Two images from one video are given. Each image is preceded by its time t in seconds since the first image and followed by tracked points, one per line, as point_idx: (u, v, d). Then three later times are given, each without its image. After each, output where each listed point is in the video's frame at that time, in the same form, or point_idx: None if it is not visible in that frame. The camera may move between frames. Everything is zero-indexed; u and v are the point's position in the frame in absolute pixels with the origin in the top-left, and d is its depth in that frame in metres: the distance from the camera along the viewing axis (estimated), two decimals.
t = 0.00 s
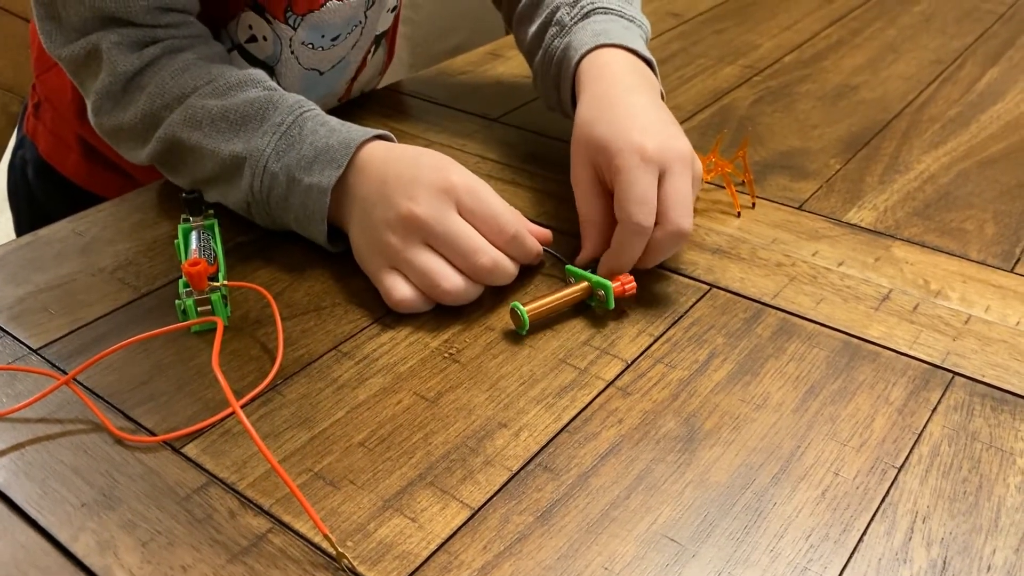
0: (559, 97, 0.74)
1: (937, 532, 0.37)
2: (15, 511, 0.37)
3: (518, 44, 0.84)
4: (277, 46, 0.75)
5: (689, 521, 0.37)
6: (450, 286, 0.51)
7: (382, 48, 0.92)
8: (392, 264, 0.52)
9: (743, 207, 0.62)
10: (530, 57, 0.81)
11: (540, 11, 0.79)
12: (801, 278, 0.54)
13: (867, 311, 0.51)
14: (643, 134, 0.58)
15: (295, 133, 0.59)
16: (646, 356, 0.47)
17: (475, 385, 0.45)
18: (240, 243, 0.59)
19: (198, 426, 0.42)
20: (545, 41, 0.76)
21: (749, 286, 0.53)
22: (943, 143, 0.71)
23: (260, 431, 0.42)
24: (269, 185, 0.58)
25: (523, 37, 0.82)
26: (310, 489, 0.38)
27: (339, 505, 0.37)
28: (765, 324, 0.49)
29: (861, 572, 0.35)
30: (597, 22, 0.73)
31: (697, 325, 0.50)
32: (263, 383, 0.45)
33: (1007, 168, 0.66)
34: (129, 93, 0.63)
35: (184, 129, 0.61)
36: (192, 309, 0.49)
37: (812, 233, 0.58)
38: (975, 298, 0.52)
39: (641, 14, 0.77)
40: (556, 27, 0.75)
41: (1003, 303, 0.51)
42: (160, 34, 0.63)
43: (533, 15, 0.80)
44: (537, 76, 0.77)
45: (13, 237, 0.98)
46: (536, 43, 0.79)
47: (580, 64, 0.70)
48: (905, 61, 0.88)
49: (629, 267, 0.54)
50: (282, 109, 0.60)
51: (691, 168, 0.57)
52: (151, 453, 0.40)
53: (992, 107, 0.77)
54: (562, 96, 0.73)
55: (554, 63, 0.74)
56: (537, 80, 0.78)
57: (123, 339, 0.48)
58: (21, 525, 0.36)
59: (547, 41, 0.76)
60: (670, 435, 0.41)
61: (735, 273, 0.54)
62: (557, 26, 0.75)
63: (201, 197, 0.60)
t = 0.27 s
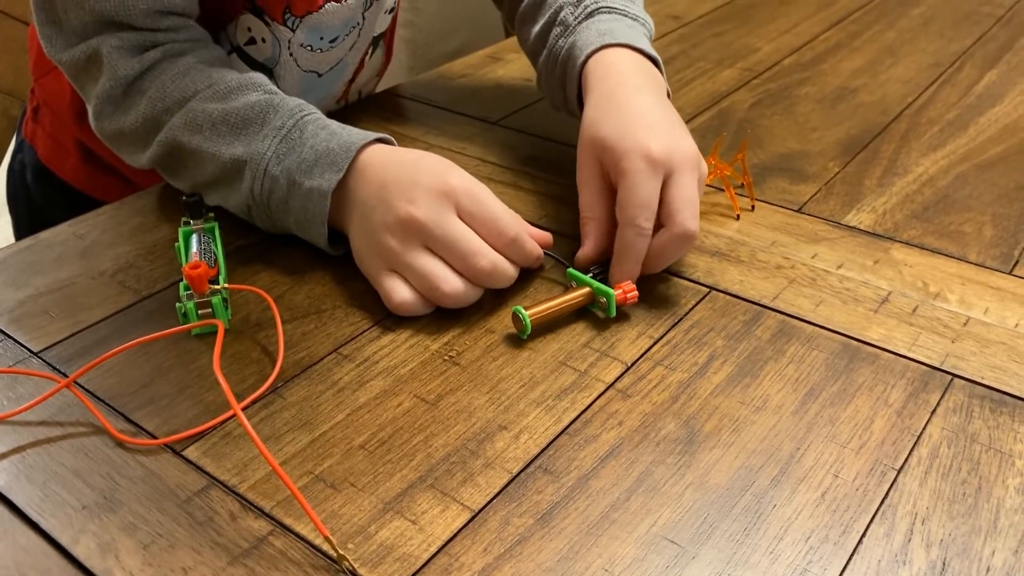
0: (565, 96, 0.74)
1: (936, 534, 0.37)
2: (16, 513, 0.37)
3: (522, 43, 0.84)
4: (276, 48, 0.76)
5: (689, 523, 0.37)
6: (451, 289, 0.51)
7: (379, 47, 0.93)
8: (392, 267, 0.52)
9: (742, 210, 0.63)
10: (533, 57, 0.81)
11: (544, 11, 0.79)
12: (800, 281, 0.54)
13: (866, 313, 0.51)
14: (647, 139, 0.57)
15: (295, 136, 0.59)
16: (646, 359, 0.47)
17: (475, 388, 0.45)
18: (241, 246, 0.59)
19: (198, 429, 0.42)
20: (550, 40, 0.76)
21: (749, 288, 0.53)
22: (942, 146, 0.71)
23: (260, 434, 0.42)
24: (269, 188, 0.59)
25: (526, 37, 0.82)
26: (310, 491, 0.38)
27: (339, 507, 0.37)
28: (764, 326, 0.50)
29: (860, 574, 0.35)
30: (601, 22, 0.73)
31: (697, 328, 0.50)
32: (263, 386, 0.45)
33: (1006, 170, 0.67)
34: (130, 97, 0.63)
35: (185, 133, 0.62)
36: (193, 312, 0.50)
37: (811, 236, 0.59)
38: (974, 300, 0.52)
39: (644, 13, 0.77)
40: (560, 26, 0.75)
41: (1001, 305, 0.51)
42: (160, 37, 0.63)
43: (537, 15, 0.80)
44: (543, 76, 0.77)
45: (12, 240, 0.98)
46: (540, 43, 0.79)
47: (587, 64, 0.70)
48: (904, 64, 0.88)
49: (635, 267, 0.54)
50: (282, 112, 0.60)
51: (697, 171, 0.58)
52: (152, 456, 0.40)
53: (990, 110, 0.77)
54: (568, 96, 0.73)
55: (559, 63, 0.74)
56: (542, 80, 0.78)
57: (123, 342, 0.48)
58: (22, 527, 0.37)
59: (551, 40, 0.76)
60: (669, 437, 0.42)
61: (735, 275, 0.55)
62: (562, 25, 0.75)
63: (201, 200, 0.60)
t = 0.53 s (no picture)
0: (559, 100, 0.74)
1: (935, 535, 0.37)
2: (15, 515, 0.37)
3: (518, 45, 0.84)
4: (273, 48, 0.75)
5: (689, 524, 0.37)
6: (451, 290, 0.51)
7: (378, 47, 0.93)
8: (391, 269, 0.53)
9: (741, 211, 0.63)
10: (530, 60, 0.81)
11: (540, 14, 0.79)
12: (799, 281, 0.54)
13: (865, 314, 0.51)
14: (641, 144, 0.58)
15: (295, 137, 0.59)
16: (645, 359, 0.47)
17: (474, 389, 0.45)
18: (240, 248, 0.59)
19: (198, 430, 0.42)
20: (545, 44, 0.76)
21: (748, 289, 0.53)
22: (940, 147, 0.71)
23: (260, 435, 0.42)
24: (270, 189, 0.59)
25: (523, 40, 0.82)
26: (310, 492, 0.38)
27: (338, 508, 0.37)
28: (764, 327, 0.50)
29: (859, 575, 0.35)
30: (596, 26, 0.73)
31: (696, 329, 0.50)
32: (262, 387, 0.45)
33: (1004, 171, 0.67)
34: (130, 98, 0.63)
35: (185, 134, 0.62)
36: (192, 313, 0.50)
37: (810, 237, 0.59)
38: (974, 301, 0.52)
39: (640, 17, 0.77)
40: (555, 30, 0.75)
41: (1000, 306, 0.51)
42: (160, 38, 0.63)
43: (534, 18, 0.80)
44: (538, 80, 0.77)
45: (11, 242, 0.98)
46: (536, 45, 0.79)
47: (580, 68, 0.70)
48: (902, 65, 0.88)
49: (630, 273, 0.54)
50: (283, 113, 0.60)
51: (688, 176, 0.58)
52: (151, 457, 0.40)
53: (989, 111, 0.77)
54: (562, 99, 0.73)
55: (554, 66, 0.74)
56: (536, 83, 0.78)
57: (122, 343, 0.48)
58: (22, 528, 0.37)
59: (546, 44, 0.76)
60: (668, 438, 0.42)
61: (734, 276, 0.55)
62: (557, 29, 0.76)
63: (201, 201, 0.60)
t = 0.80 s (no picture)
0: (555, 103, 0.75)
1: (935, 534, 0.37)
2: (15, 515, 0.37)
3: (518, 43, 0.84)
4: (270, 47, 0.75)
5: (688, 524, 0.37)
6: (452, 290, 0.51)
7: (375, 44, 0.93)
8: (392, 269, 0.53)
9: (737, 211, 0.63)
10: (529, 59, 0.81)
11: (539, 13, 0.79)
12: (799, 282, 0.54)
13: (865, 314, 0.51)
14: (632, 146, 0.58)
15: (298, 138, 0.59)
16: (645, 360, 0.47)
17: (474, 389, 0.45)
18: (241, 248, 0.59)
19: (198, 431, 0.42)
20: (541, 47, 0.76)
21: (748, 289, 0.53)
22: (940, 148, 0.71)
23: (260, 435, 0.42)
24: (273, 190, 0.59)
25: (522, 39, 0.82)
26: (310, 493, 0.38)
27: (338, 509, 0.37)
28: (764, 327, 0.50)
29: (859, 574, 0.35)
30: (592, 29, 0.73)
31: (696, 329, 0.50)
32: (262, 387, 0.45)
33: (1004, 172, 0.67)
34: (133, 99, 0.63)
35: (188, 135, 0.62)
36: (191, 314, 0.50)
37: (810, 237, 0.59)
38: (973, 301, 0.52)
39: (637, 19, 0.77)
40: (551, 33, 0.76)
41: (1000, 307, 0.51)
42: (162, 39, 0.63)
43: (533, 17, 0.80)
44: (534, 81, 0.78)
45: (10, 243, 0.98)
46: (534, 46, 0.79)
47: (575, 72, 0.70)
48: (902, 66, 0.88)
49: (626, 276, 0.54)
50: (285, 114, 0.60)
51: (681, 176, 0.57)
52: (151, 457, 0.40)
53: (988, 111, 0.77)
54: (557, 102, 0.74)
55: (550, 68, 0.74)
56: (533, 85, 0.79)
57: (122, 344, 0.48)
58: (22, 529, 0.37)
59: (542, 46, 0.76)
60: (668, 438, 0.42)
61: (734, 276, 0.55)
62: (553, 31, 0.76)
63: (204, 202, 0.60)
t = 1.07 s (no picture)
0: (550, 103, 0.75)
1: (937, 534, 0.37)
2: (17, 515, 0.37)
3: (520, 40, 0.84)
4: (268, 43, 0.75)
5: (690, 523, 0.37)
6: (452, 292, 0.51)
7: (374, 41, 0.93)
8: (391, 271, 0.53)
9: (734, 211, 0.63)
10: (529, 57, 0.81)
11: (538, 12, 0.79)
12: (800, 281, 0.54)
13: (866, 314, 0.51)
14: (624, 147, 0.58)
15: (300, 140, 0.59)
16: (646, 359, 0.47)
17: (475, 389, 0.45)
18: (242, 248, 0.59)
19: (199, 430, 0.42)
20: (539, 46, 0.76)
21: (749, 289, 0.53)
22: (941, 147, 0.71)
23: (261, 434, 0.42)
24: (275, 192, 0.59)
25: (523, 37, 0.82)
26: (311, 492, 0.38)
27: (340, 508, 0.37)
28: (765, 327, 0.50)
29: (861, 574, 0.35)
30: (588, 30, 0.73)
31: (698, 329, 0.50)
32: (263, 387, 0.45)
33: (1005, 172, 0.67)
34: (134, 100, 0.63)
35: (191, 136, 0.62)
36: (192, 313, 0.50)
37: (811, 237, 0.59)
38: (975, 301, 0.52)
39: (635, 18, 0.77)
40: (548, 33, 0.76)
41: (1002, 306, 0.51)
42: (162, 39, 0.63)
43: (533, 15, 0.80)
44: (531, 80, 0.78)
45: (10, 243, 0.98)
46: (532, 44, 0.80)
47: (569, 73, 0.71)
48: (903, 66, 0.88)
49: (619, 276, 0.54)
50: (288, 116, 0.60)
51: (674, 175, 0.57)
52: (153, 457, 0.40)
53: (989, 111, 0.77)
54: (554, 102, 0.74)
55: (546, 68, 0.75)
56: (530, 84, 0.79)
57: (124, 344, 0.48)
58: (23, 528, 0.37)
59: (539, 46, 0.76)
60: (670, 438, 0.42)
61: (735, 276, 0.55)
62: (550, 31, 0.76)
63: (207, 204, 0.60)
